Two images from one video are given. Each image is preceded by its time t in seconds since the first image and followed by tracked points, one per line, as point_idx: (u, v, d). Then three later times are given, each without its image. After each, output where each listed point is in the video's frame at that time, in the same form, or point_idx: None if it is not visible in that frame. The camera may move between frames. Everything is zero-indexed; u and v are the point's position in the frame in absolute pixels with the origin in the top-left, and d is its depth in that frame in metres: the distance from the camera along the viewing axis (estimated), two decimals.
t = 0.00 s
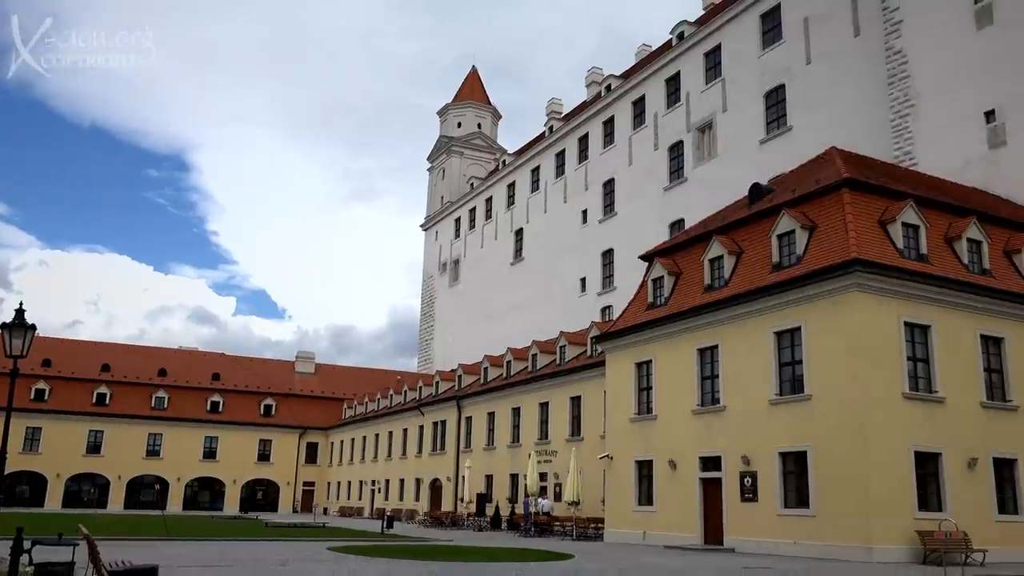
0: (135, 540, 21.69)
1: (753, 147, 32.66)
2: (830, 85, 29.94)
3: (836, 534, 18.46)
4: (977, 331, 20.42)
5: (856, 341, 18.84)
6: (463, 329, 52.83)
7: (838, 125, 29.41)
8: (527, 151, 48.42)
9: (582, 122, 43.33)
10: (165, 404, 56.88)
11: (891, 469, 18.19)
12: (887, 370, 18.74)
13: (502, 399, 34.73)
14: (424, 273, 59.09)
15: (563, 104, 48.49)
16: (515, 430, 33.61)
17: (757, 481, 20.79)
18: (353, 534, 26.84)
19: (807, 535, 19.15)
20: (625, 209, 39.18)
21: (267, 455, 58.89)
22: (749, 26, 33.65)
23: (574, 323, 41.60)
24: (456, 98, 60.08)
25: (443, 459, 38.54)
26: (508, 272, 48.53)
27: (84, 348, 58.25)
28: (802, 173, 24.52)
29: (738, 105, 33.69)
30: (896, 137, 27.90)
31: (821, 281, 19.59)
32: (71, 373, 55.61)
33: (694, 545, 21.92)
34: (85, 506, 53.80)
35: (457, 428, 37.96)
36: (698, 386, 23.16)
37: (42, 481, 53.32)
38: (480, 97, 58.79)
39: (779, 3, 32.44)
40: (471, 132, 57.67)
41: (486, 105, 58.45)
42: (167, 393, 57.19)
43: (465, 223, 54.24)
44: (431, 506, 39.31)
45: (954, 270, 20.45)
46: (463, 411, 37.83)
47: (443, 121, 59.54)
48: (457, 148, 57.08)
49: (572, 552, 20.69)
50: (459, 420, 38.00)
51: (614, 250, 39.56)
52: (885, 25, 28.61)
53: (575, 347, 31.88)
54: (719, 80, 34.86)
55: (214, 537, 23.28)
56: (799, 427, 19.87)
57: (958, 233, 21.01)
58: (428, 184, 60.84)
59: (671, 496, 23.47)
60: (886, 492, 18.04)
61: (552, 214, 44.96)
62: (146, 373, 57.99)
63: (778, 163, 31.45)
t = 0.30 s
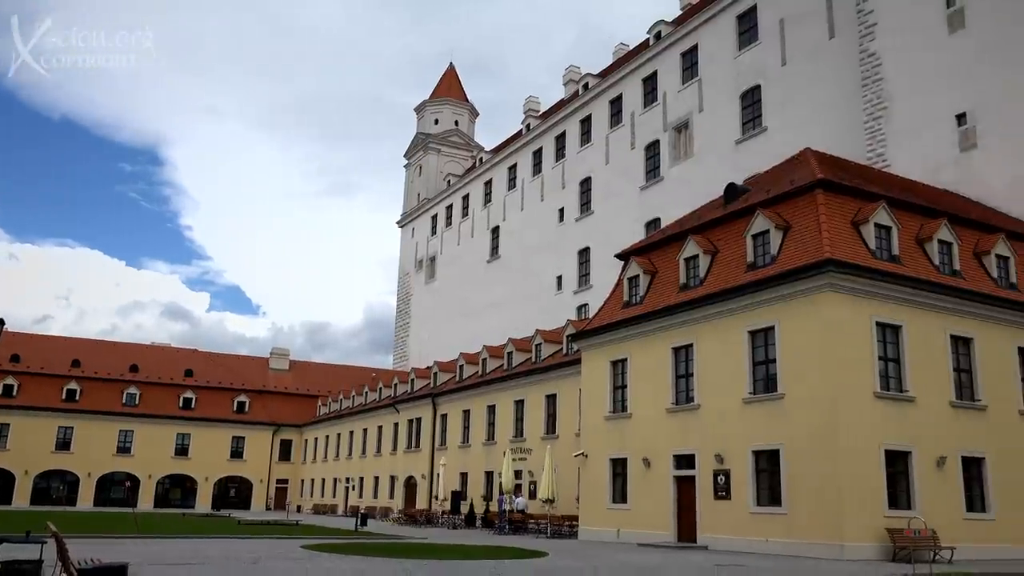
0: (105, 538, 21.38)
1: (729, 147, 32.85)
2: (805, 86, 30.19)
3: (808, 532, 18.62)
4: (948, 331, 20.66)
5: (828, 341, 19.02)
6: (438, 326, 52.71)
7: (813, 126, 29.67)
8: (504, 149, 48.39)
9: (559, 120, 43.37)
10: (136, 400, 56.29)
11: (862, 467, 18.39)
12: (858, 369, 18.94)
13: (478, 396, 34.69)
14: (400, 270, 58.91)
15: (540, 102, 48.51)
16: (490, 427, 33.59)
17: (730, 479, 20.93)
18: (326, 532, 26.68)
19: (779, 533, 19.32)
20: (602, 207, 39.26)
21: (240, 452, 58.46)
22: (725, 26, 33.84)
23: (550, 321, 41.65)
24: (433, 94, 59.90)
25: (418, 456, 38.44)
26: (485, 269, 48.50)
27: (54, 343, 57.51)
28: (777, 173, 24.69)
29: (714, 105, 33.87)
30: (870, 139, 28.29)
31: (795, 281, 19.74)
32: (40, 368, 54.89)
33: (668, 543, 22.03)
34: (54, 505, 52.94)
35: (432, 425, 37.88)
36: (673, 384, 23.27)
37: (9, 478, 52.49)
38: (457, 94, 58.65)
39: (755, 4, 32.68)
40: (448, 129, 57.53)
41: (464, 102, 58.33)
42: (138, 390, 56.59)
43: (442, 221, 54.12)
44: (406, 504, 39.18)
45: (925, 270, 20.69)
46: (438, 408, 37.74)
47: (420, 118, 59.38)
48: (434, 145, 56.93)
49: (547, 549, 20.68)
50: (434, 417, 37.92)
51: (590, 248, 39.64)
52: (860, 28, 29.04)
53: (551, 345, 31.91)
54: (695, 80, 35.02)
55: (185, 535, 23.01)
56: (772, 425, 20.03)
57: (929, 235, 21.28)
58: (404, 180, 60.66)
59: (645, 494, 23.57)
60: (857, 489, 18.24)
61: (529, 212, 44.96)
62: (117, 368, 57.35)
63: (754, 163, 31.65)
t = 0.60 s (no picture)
0: (74, 536, 21.09)
1: (705, 147, 33.01)
2: (781, 87, 30.45)
3: (780, 530, 18.77)
4: (920, 331, 20.88)
5: (802, 340, 19.17)
6: (415, 324, 52.58)
7: (789, 127, 29.91)
8: (481, 146, 48.34)
9: (536, 118, 43.38)
10: (108, 396, 55.66)
11: (834, 465, 18.57)
12: (831, 368, 19.13)
13: (453, 394, 34.64)
14: (377, 267, 58.69)
15: (518, 100, 48.49)
16: (466, 425, 33.55)
17: (704, 477, 21.05)
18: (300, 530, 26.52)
19: (752, 531, 19.46)
20: (579, 206, 39.33)
21: (213, 449, 58.04)
22: (703, 26, 33.99)
23: (527, 319, 41.66)
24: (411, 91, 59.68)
25: (393, 454, 38.32)
26: (461, 267, 48.43)
27: (24, 339, 56.80)
28: (752, 173, 24.85)
29: (691, 105, 34.03)
30: (845, 140, 28.67)
31: (770, 281, 19.88)
32: (10, 364, 54.18)
33: (643, 541, 22.13)
34: (23, 502, 52.37)
35: (408, 423, 37.77)
36: (648, 383, 23.35)
37: None
38: (435, 91, 58.47)
39: (732, 5, 32.86)
40: (426, 126, 57.34)
41: (441, 99, 58.15)
42: (110, 386, 55.98)
43: (419, 218, 53.96)
44: (380, 501, 39.03)
45: (898, 271, 20.91)
46: (414, 406, 37.64)
47: (397, 114, 59.16)
48: (411, 142, 56.73)
49: (522, 547, 20.66)
50: (409, 415, 37.84)
51: (567, 246, 39.69)
52: (835, 30, 29.42)
53: (527, 343, 31.93)
54: (672, 79, 35.14)
55: (157, 532, 22.74)
56: (745, 424, 20.16)
57: (902, 236, 21.50)
58: (381, 177, 60.43)
59: (620, 492, 23.65)
60: (829, 488, 18.42)
61: (506, 210, 44.94)
62: (89, 364, 56.71)
63: (730, 163, 31.81)
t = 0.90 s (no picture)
0: (42, 535, 20.77)
1: (682, 146, 33.18)
2: (757, 88, 30.69)
3: (754, 528, 18.91)
4: (893, 331, 21.08)
5: (777, 339, 19.31)
6: (391, 321, 52.40)
7: (765, 128, 30.15)
8: (459, 144, 48.27)
9: (514, 116, 43.37)
10: (80, 393, 55.05)
11: (808, 464, 18.73)
12: (804, 367, 19.28)
13: (430, 392, 34.55)
14: (354, 263, 58.42)
15: (496, 98, 48.47)
16: (442, 423, 33.49)
17: (679, 475, 21.15)
18: (274, 528, 26.30)
19: (726, 529, 19.59)
20: (556, 204, 39.37)
21: (186, 447, 57.51)
22: (681, 27, 34.15)
23: (504, 317, 41.64)
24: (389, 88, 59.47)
25: (369, 452, 38.18)
26: (438, 264, 48.34)
27: None
28: (728, 173, 24.99)
29: (668, 104, 34.17)
30: (820, 141, 29.11)
31: (746, 280, 20.00)
32: None
33: (617, 539, 22.20)
34: None
35: (383, 421, 37.64)
36: (624, 381, 23.42)
37: None
38: (413, 88, 58.29)
39: (710, 5, 33.01)
40: (404, 123, 57.16)
41: (419, 96, 57.99)
42: (82, 382, 55.37)
43: (396, 215, 53.79)
44: (356, 499, 38.87)
45: (872, 271, 21.11)
46: (390, 403, 37.52)
47: (375, 111, 58.92)
48: (388, 139, 56.55)
49: (496, 546, 20.64)
50: (385, 412, 37.71)
51: (544, 245, 39.72)
52: (811, 32, 29.77)
53: (504, 341, 31.93)
54: (650, 79, 35.26)
55: (129, 531, 22.44)
56: (720, 422, 20.28)
57: (876, 237, 21.71)
58: (358, 173, 60.16)
59: (595, 491, 23.72)
60: (802, 486, 18.57)
61: (483, 208, 44.91)
62: (60, 361, 56.06)
63: (707, 163, 31.96)
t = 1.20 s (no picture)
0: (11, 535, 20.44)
1: (660, 146, 33.33)
2: (735, 89, 30.91)
3: (728, 526, 19.06)
4: (866, 331, 21.28)
5: (753, 338, 19.45)
6: (368, 319, 52.20)
7: (742, 129, 30.37)
8: (438, 141, 48.17)
9: (493, 114, 43.34)
10: (51, 390, 54.42)
11: (782, 463, 18.89)
12: (779, 366, 19.44)
13: (406, 390, 34.47)
14: (330, 260, 58.15)
15: (475, 96, 48.41)
16: (418, 421, 33.42)
17: (654, 473, 21.25)
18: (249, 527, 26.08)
19: (701, 527, 19.72)
20: (534, 202, 39.40)
21: (159, 444, 56.96)
22: (659, 27, 34.29)
23: (481, 315, 41.62)
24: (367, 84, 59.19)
25: (344, 450, 38.01)
26: (416, 262, 48.21)
27: None
28: (705, 174, 25.11)
29: (647, 104, 34.30)
30: (795, 142, 29.41)
31: (721, 280, 20.13)
32: None
33: (593, 537, 22.25)
34: None
35: (359, 418, 37.52)
36: (601, 380, 23.48)
37: None
38: (392, 85, 58.04)
39: (688, 6, 33.17)
40: (382, 120, 56.91)
41: (398, 93, 57.77)
42: (53, 379, 54.73)
43: (373, 212, 53.58)
44: (331, 497, 38.70)
45: (846, 272, 21.31)
46: (366, 401, 37.41)
47: (353, 107, 58.62)
48: (366, 136, 56.32)
49: (472, 544, 20.63)
50: (361, 410, 37.58)
51: (522, 243, 39.73)
52: (788, 34, 30.04)
53: (481, 339, 31.92)
54: (629, 78, 35.36)
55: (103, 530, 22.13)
56: (696, 421, 20.39)
57: (850, 237, 21.91)
58: (336, 170, 59.88)
59: (571, 489, 23.77)
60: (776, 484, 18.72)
61: (461, 206, 44.85)
62: (31, 357, 55.37)
63: (684, 162, 32.12)
